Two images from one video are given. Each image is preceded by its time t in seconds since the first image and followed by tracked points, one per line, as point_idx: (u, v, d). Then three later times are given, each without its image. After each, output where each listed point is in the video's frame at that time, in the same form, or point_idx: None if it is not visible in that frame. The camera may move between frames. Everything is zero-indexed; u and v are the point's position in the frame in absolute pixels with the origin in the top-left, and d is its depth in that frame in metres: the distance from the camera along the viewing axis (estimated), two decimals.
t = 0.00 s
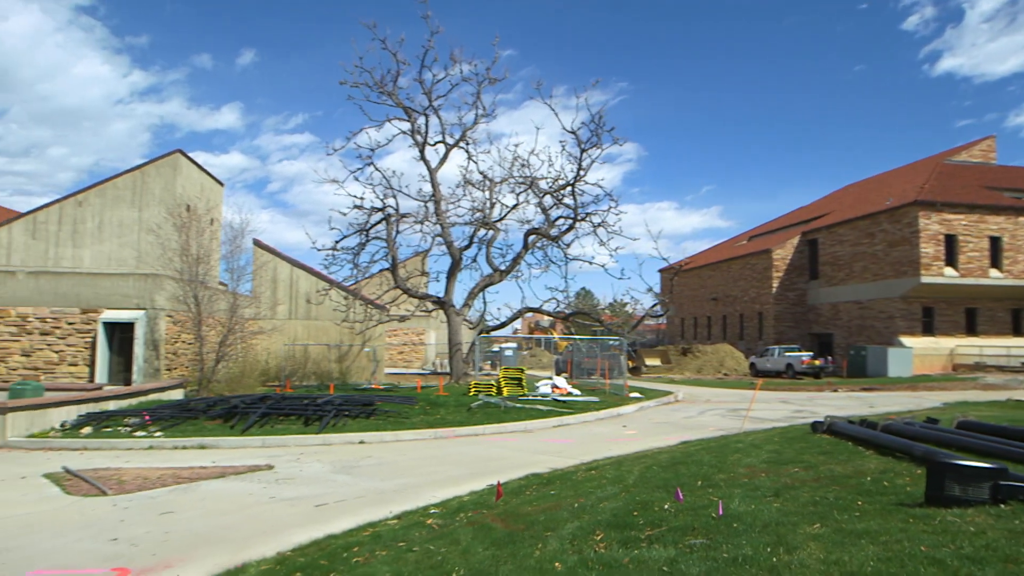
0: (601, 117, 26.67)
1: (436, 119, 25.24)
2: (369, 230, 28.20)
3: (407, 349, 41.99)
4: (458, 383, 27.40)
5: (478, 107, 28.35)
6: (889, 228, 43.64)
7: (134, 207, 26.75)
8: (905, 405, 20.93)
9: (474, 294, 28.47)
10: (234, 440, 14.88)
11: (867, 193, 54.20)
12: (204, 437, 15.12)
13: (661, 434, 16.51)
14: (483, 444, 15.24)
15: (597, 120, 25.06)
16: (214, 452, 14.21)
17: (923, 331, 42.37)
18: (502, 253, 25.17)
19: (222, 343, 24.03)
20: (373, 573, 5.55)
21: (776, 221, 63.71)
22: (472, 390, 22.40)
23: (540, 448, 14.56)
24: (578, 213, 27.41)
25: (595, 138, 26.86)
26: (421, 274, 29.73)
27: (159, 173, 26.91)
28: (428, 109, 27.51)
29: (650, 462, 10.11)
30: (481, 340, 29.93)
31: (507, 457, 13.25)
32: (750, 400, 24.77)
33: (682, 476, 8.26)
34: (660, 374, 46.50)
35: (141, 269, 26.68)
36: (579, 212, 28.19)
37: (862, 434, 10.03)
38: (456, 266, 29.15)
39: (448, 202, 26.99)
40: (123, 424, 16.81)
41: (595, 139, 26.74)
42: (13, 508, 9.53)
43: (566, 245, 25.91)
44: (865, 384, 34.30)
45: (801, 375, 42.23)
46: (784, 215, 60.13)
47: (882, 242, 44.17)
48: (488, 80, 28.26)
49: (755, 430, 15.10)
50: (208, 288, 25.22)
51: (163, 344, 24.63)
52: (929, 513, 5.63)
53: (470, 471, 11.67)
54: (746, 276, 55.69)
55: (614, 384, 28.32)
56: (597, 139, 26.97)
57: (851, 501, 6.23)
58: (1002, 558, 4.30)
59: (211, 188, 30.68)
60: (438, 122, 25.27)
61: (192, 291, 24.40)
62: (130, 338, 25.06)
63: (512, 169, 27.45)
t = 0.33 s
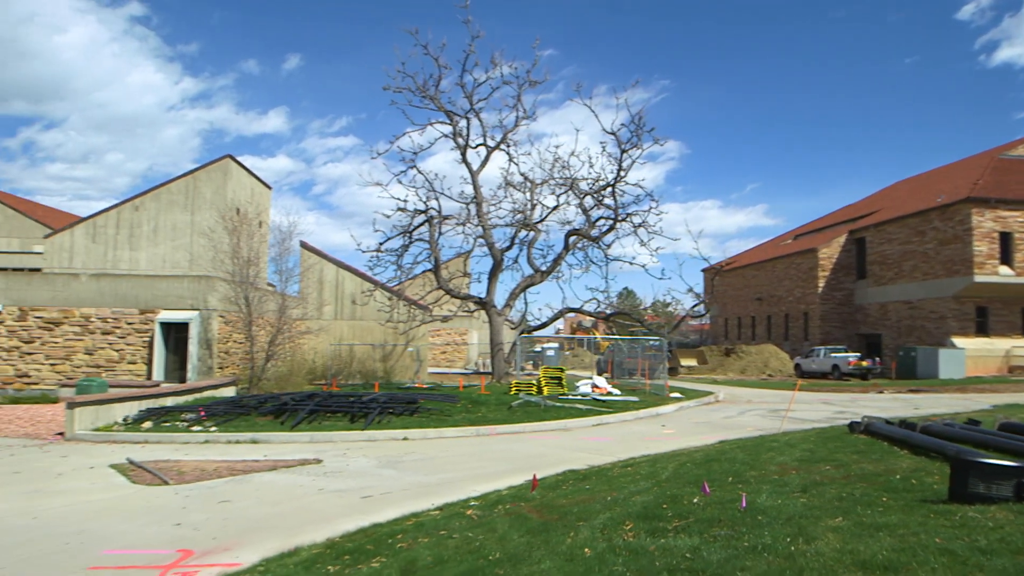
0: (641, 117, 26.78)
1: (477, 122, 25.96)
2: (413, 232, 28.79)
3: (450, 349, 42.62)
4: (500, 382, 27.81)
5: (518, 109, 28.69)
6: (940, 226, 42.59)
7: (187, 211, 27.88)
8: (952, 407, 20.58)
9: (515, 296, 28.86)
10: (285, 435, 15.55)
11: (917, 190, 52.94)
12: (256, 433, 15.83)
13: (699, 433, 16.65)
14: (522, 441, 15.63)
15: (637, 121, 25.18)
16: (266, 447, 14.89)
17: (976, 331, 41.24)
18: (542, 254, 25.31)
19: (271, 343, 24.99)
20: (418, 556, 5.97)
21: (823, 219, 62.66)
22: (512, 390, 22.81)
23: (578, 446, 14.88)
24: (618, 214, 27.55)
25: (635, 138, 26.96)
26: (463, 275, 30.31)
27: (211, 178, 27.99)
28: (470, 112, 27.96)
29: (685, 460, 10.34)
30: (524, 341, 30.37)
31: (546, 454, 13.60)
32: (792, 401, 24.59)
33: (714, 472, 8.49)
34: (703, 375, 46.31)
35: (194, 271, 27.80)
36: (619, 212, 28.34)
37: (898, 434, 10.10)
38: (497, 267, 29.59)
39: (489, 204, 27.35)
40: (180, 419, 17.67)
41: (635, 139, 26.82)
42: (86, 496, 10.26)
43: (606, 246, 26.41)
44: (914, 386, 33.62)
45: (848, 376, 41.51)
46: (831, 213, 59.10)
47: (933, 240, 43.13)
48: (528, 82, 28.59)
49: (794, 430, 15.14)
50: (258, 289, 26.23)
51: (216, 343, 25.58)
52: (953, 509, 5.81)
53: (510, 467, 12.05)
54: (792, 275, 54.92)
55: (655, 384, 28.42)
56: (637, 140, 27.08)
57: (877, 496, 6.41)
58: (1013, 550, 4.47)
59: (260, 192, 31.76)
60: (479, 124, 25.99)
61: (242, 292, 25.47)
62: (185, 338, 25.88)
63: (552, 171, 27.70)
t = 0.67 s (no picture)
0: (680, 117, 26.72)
1: (517, 124, 26.03)
2: (454, 234, 29.24)
3: (491, 350, 43.14)
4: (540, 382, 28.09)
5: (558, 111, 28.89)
6: (992, 222, 41.41)
7: (235, 215, 28.94)
8: (1001, 408, 20.13)
9: (556, 296, 29.15)
10: (332, 432, 16.14)
11: (969, 186, 51.44)
12: (305, 430, 16.46)
13: (737, 433, 16.72)
14: (561, 439, 15.95)
15: (676, 120, 25.21)
16: (315, 443, 15.50)
17: None
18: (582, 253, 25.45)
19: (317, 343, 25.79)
20: (461, 542, 6.35)
21: (870, 217, 61.42)
22: (552, 389, 23.12)
23: (616, 444, 15.15)
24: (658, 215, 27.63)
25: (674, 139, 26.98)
26: (504, 276, 30.69)
27: (257, 182, 28.96)
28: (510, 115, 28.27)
29: (721, 457, 10.54)
30: (565, 341, 30.66)
31: (584, 451, 13.90)
32: (835, 401, 24.31)
33: (748, 469, 8.69)
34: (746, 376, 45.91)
35: (242, 274, 28.83)
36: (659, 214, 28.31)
37: (936, 434, 10.14)
38: (538, 267, 29.91)
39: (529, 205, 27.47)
40: (233, 416, 18.44)
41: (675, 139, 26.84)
42: (151, 487, 10.93)
43: (646, 246, 26.71)
44: (964, 387, 32.79)
45: (896, 377, 40.67)
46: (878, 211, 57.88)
47: (985, 238, 41.96)
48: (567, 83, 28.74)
49: (833, 430, 15.12)
50: (305, 290, 27.07)
51: (264, 343, 26.45)
52: (982, 505, 5.94)
53: (549, 464, 12.39)
54: (837, 274, 54.02)
55: (695, 385, 28.41)
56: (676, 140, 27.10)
57: (907, 492, 6.56)
58: None
59: (306, 196, 32.70)
60: (518, 126, 26.35)
61: (291, 294, 26.39)
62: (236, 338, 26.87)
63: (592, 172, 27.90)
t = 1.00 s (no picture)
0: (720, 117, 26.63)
1: (555, 127, 26.26)
2: (494, 237, 29.69)
3: (531, 351, 43.46)
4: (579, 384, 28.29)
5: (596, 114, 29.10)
6: None
7: (281, 220, 29.89)
8: None
9: (594, 298, 29.33)
10: (377, 431, 16.68)
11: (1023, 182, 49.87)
12: (350, 428, 17.00)
13: (777, 435, 16.71)
14: (600, 439, 16.18)
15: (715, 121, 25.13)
16: (361, 442, 16.03)
17: None
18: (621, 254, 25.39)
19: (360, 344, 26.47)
20: (501, 534, 6.68)
21: (918, 215, 60.05)
22: (591, 390, 23.31)
23: (654, 444, 15.32)
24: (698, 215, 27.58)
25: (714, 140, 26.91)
26: (543, 278, 30.95)
27: (302, 188, 29.90)
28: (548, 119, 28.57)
29: (757, 458, 10.67)
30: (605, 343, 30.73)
31: (622, 451, 14.13)
32: (879, 404, 23.96)
33: (782, 468, 8.84)
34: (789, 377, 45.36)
35: (287, 277, 29.71)
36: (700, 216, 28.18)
37: (975, 436, 10.16)
38: (577, 269, 30.16)
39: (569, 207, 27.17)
40: (281, 415, 19.10)
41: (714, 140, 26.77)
42: (207, 481, 11.52)
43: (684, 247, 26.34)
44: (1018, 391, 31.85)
45: (945, 380, 39.71)
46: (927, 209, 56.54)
47: None
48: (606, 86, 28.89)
49: (875, 432, 15.03)
50: (349, 294, 27.76)
51: (310, 345, 27.22)
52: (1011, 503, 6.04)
53: (587, 463, 12.64)
54: (884, 274, 52.96)
55: (735, 386, 28.28)
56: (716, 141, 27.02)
57: (937, 492, 6.68)
58: None
59: (348, 201, 33.52)
60: (557, 129, 26.39)
61: (335, 296, 27.12)
62: (282, 339, 27.48)
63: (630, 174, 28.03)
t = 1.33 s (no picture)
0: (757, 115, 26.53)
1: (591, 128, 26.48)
2: (530, 238, 29.99)
3: (568, 351, 43.66)
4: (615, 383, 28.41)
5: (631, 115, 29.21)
6: None
7: (321, 222, 30.76)
8: None
9: (630, 297, 29.42)
10: (417, 428, 17.14)
11: None
12: (390, 425, 17.52)
13: (813, 434, 16.70)
14: (634, 438, 16.38)
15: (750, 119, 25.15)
16: (401, 439, 16.50)
17: None
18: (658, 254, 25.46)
19: (399, 344, 27.05)
20: (536, 525, 7.01)
21: (966, 212, 58.61)
22: (626, 389, 23.45)
23: (689, 443, 15.47)
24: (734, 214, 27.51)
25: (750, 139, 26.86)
26: (579, 278, 31.11)
27: (341, 190, 30.81)
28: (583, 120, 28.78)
29: (788, 456, 10.80)
30: (641, 342, 30.69)
31: (655, 449, 14.35)
32: (920, 404, 23.61)
33: (812, 466, 8.99)
34: (828, 377, 44.82)
35: (328, 278, 30.50)
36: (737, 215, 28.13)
37: (1011, 436, 10.19)
38: (612, 270, 30.30)
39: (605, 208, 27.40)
40: (324, 412, 19.70)
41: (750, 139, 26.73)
42: (256, 474, 12.06)
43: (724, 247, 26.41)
44: None
45: (993, 381, 38.75)
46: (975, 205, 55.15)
47: None
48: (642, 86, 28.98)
49: (913, 433, 14.94)
50: (387, 294, 28.39)
51: (350, 344, 27.83)
52: None
53: (620, 461, 12.89)
54: (929, 272, 51.85)
55: (773, 386, 28.02)
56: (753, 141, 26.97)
57: (964, 489, 6.80)
58: None
59: (387, 203, 34.20)
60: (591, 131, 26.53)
61: (374, 297, 27.79)
62: (323, 339, 28.15)
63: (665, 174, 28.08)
